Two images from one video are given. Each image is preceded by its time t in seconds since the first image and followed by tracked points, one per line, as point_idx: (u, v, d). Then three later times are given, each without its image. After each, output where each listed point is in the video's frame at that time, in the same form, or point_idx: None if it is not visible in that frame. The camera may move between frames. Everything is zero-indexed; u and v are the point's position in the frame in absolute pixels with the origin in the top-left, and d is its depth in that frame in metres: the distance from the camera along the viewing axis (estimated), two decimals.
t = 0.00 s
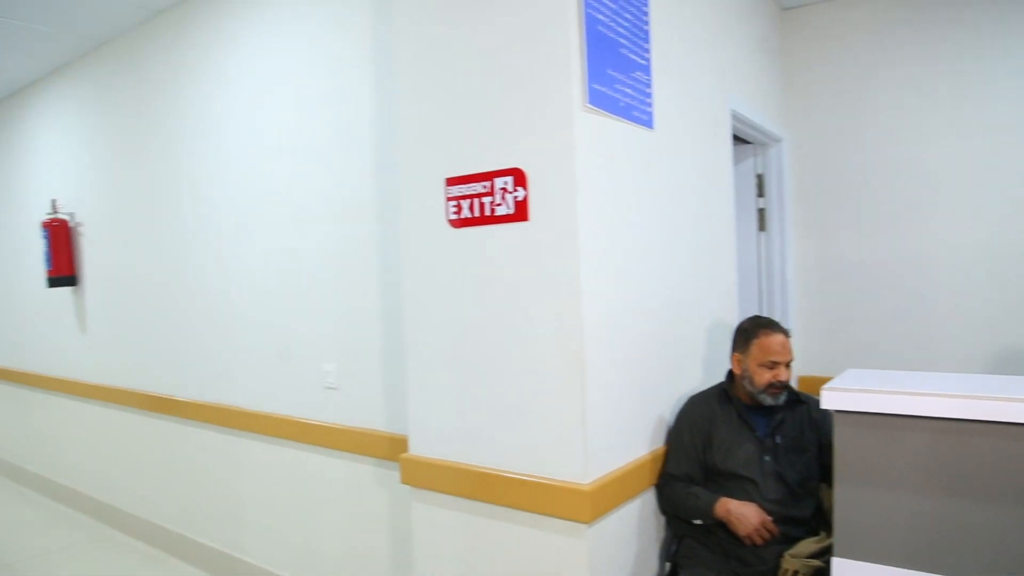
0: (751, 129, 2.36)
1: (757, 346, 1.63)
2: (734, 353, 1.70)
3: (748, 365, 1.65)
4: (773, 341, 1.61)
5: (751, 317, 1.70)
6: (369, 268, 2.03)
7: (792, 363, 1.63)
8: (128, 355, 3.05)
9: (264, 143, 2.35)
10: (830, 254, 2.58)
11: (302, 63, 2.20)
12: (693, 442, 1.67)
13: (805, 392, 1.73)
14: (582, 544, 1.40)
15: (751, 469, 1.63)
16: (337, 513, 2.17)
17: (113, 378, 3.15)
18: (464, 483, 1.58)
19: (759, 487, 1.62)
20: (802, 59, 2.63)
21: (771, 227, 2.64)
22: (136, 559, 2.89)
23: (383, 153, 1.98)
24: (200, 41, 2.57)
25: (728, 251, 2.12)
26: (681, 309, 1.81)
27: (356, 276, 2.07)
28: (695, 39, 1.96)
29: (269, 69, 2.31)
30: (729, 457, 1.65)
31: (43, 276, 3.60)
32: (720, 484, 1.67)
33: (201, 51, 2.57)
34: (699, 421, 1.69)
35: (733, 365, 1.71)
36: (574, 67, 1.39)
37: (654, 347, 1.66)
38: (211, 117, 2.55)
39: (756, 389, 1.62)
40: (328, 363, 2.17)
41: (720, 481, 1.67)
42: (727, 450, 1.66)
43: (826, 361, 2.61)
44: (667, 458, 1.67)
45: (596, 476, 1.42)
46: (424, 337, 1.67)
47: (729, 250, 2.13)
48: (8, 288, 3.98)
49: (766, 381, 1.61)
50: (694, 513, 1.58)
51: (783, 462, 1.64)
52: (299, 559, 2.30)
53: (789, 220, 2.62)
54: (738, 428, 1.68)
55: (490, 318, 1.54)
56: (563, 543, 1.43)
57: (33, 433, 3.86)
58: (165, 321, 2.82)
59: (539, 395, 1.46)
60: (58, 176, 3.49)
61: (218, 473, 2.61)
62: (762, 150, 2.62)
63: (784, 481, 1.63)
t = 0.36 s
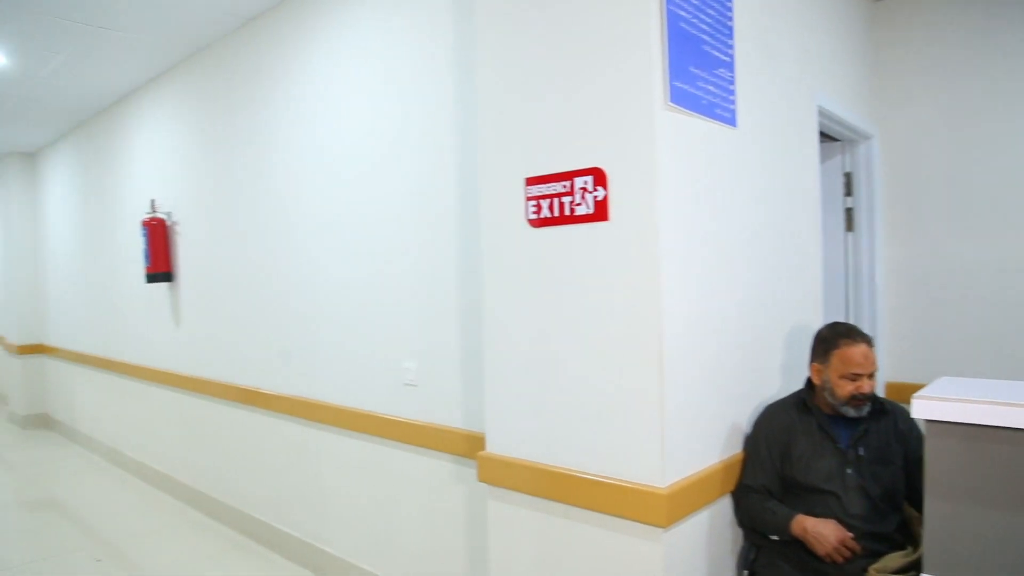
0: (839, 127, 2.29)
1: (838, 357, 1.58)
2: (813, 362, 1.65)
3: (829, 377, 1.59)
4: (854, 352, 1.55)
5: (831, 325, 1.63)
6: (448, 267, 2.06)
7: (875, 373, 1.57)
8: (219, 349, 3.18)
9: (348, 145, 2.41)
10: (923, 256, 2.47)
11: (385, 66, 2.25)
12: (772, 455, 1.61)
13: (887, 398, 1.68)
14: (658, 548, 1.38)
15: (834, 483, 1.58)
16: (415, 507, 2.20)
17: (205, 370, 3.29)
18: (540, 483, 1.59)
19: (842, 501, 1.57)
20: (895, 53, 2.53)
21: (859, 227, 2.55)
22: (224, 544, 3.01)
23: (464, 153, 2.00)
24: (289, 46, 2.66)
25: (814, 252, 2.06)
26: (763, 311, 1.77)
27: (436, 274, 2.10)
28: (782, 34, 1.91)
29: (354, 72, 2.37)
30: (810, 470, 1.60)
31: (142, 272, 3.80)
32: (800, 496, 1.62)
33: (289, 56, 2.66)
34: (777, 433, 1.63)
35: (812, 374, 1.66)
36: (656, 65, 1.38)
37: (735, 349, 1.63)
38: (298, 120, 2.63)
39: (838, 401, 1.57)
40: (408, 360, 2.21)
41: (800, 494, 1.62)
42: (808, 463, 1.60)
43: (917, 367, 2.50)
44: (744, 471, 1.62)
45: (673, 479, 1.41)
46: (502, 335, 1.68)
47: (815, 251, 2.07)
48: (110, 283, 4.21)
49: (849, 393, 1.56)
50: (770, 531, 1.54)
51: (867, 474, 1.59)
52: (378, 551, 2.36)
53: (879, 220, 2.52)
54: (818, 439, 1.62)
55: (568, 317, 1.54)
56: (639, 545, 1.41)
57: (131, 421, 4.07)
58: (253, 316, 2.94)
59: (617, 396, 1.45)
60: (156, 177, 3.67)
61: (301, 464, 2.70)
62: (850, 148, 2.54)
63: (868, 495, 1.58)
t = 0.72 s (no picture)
0: (929, 121, 2.20)
1: (927, 369, 1.51)
2: (898, 372, 1.58)
3: (916, 389, 1.53)
4: (946, 365, 1.49)
5: (921, 332, 1.57)
6: (523, 265, 2.08)
7: (967, 387, 1.51)
8: (300, 342, 3.29)
9: (426, 144, 2.45)
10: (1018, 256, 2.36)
11: (462, 66, 2.29)
12: (851, 468, 1.55)
13: (974, 405, 1.61)
14: (731, 552, 1.36)
15: (917, 499, 1.52)
16: (487, 502, 2.23)
17: (287, 363, 3.41)
18: (612, 482, 1.59)
19: (926, 518, 1.51)
20: (992, 44, 2.42)
21: (949, 226, 2.43)
22: (304, 532, 3.11)
23: (538, 152, 2.01)
24: (370, 48, 2.72)
25: (899, 251, 1.98)
26: (845, 312, 1.72)
27: (511, 272, 2.12)
28: (868, 26, 1.85)
29: (432, 72, 2.41)
30: (891, 484, 1.54)
31: (230, 268, 3.96)
32: (880, 511, 1.56)
33: (370, 58, 2.73)
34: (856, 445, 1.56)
35: (896, 383, 1.60)
36: (734, 59, 1.36)
37: (813, 350, 1.59)
38: (378, 120, 2.70)
39: (925, 415, 1.52)
40: (483, 356, 2.24)
41: (879, 508, 1.56)
42: (889, 478, 1.54)
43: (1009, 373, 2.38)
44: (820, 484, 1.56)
45: (748, 483, 1.38)
46: (575, 333, 1.69)
47: (901, 250, 2.00)
48: (201, 279, 4.41)
49: (937, 408, 1.50)
50: (848, 552, 1.49)
51: (953, 489, 1.53)
52: (451, 544, 2.40)
53: (972, 218, 2.41)
54: (901, 452, 1.55)
55: (642, 316, 1.53)
56: (711, 548, 1.40)
57: (219, 411, 4.25)
58: (334, 312, 3.02)
59: (691, 396, 1.44)
60: (243, 178, 3.82)
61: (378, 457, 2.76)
62: (941, 142, 2.43)
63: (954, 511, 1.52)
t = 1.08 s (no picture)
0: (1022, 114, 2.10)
1: (1006, 385, 1.44)
2: (976, 383, 1.52)
3: (995, 404, 1.46)
4: None
5: (1000, 342, 1.49)
6: (593, 263, 2.08)
7: None
8: (375, 337, 3.38)
9: (498, 142, 2.48)
10: None
11: (534, 64, 2.30)
12: (925, 478, 1.50)
13: None
14: (802, 556, 1.35)
15: (997, 514, 1.45)
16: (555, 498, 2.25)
17: (363, 356, 3.50)
18: (681, 481, 1.58)
19: (1007, 535, 1.44)
20: None
21: None
22: (378, 522, 3.19)
23: (610, 149, 2.01)
24: (445, 48, 2.77)
25: (987, 250, 1.90)
26: (926, 313, 1.66)
27: (581, 270, 2.13)
28: (956, 16, 1.78)
29: (505, 71, 2.44)
30: (969, 497, 1.47)
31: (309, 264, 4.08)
32: (959, 524, 1.50)
33: (445, 57, 2.77)
34: (930, 454, 1.51)
35: (974, 395, 1.53)
36: (811, 53, 1.33)
37: (892, 352, 1.55)
38: (452, 119, 2.74)
39: (1005, 430, 1.45)
40: (553, 353, 2.25)
41: (958, 522, 1.50)
42: (967, 490, 1.48)
43: None
44: (893, 493, 1.52)
45: (820, 486, 1.36)
46: (645, 331, 1.69)
47: (989, 249, 1.91)
48: (281, 274, 4.56)
49: (1018, 424, 1.43)
50: (920, 565, 1.45)
51: None
52: (519, 538, 2.43)
53: None
54: (980, 464, 1.49)
55: (713, 314, 1.51)
56: (781, 552, 1.38)
57: (297, 402, 4.39)
58: (408, 307, 3.09)
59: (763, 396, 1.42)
60: (322, 176, 3.94)
61: (450, 451, 2.81)
62: None
63: None
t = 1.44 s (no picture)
0: None
1: None
2: None
3: None
4: None
5: None
6: (673, 262, 2.08)
7: None
8: (456, 334, 3.44)
9: (578, 142, 2.50)
10: None
11: (614, 63, 2.31)
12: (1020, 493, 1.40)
13: None
14: (887, 565, 1.31)
15: None
16: (633, 498, 2.25)
17: (443, 353, 3.57)
18: (760, 484, 1.57)
19: None
20: None
21: None
22: (456, 517, 3.25)
23: (690, 148, 2.00)
24: (525, 49, 2.80)
25: None
26: None
27: (661, 269, 2.12)
28: None
29: (585, 70, 2.45)
30: None
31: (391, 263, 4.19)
32: None
33: (525, 58, 2.81)
34: None
35: None
36: (901, 47, 1.30)
37: (985, 356, 1.49)
38: (532, 120, 2.77)
39: None
40: (631, 352, 2.26)
41: None
42: None
43: None
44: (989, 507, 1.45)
45: (907, 493, 1.33)
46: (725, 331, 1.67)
47: None
48: (365, 273, 4.69)
49: None
50: None
51: None
52: (595, 537, 2.44)
53: None
54: None
55: (795, 315, 1.49)
56: (864, 558, 1.35)
57: (379, 397, 4.51)
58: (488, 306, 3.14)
59: (846, 399, 1.39)
60: (405, 177, 4.04)
61: (528, 448, 2.84)
62: None
63: None
